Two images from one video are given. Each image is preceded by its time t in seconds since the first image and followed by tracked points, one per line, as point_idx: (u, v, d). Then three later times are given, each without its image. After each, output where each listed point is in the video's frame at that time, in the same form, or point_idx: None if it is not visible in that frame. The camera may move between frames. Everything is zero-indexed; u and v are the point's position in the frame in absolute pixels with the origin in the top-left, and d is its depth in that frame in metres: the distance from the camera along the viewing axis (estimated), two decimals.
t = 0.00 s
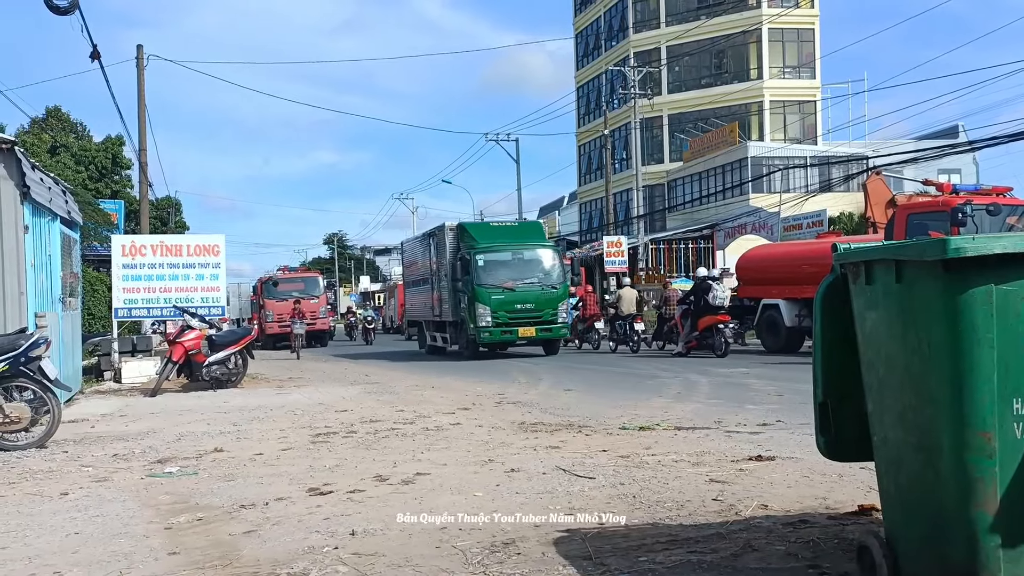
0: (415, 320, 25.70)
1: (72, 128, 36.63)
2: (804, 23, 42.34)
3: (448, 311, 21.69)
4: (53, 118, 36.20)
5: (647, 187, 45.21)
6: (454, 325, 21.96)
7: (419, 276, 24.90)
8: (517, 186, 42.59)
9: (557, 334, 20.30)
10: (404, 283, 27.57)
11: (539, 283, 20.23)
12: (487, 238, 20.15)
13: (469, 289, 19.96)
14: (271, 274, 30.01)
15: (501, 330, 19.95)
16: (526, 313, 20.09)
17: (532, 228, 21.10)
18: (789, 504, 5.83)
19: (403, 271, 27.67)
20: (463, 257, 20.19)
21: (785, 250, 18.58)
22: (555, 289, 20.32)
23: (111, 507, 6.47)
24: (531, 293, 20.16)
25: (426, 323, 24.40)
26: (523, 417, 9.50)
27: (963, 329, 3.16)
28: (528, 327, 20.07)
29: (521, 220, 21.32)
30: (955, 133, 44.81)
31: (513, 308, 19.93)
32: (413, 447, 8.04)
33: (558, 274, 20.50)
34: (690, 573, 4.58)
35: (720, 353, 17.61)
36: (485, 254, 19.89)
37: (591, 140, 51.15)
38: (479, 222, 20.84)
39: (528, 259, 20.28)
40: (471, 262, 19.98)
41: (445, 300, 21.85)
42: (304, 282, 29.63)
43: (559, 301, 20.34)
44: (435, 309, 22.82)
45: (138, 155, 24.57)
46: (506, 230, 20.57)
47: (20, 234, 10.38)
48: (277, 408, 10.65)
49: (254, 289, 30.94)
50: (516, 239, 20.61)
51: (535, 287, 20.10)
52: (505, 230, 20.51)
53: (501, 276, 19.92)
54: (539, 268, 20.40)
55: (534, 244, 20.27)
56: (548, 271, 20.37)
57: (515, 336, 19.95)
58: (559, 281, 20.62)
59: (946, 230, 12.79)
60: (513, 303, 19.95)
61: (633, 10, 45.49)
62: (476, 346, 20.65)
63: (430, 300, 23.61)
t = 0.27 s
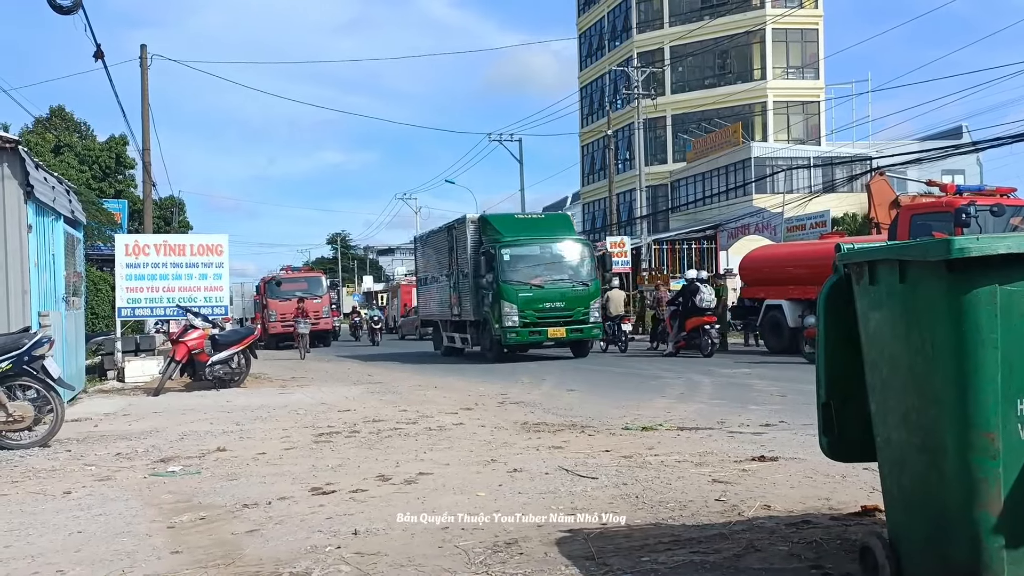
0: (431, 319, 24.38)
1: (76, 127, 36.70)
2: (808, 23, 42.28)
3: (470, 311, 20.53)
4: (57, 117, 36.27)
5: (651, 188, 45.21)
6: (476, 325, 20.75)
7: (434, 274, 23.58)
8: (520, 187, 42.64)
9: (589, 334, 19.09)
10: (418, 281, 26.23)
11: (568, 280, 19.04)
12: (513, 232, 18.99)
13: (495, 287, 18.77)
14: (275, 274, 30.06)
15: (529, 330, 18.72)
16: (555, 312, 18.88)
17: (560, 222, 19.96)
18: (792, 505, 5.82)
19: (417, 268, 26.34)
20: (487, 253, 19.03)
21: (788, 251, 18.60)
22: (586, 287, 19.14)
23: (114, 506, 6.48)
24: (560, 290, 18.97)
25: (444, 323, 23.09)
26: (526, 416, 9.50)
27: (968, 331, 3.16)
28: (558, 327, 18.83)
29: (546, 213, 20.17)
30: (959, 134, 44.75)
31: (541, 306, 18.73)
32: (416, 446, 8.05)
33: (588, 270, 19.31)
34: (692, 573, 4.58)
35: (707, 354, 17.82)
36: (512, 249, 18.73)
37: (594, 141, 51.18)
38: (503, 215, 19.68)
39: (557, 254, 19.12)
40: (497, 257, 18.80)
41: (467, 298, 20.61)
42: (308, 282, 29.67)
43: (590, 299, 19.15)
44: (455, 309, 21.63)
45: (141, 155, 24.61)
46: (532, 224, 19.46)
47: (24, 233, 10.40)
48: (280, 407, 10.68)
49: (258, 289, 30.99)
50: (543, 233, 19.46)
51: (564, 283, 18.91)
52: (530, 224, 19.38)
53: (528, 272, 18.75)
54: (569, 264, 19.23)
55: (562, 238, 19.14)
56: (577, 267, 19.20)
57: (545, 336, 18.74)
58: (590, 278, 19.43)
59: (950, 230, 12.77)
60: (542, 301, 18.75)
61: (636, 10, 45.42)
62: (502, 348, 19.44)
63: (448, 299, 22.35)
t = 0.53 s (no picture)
0: (446, 317, 22.84)
1: (78, 126, 36.68)
2: (809, 24, 42.31)
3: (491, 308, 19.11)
4: (58, 115, 36.26)
5: (651, 188, 45.21)
6: (499, 324, 19.24)
7: (450, 268, 22.06)
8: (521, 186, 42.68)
9: (626, 335, 17.55)
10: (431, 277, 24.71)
11: (604, 275, 17.51)
12: (543, 223, 17.55)
13: (524, 282, 17.28)
14: (275, 273, 30.07)
15: (562, 330, 17.21)
16: (589, 311, 17.33)
17: (591, 213, 18.48)
18: (792, 505, 5.82)
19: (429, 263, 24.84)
20: (516, 245, 17.56)
21: (789, 251, 18.63)
22: (623, 283, 17.60)
23: (115, 504, 6.48)
24: (594, 287, 17.49)
25: (462, 321, 21.52)
26: (527, 416, 9.51)
27: (969, 331, 3.16)
28: (592, 327, 17.30)
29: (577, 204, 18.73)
30: (960, 134, 44.74)
31: (575, 303, 17.21)
32: (416, 446, 8.06)
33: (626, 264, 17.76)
34: (693, 573, 4.58)
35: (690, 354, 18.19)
36: (542, 241, 17.29)
37: (595, 141, 51.20)
38: (530, 205, 18.26)
39: (590, 247, 17.66)
40: (527, 249, 17.31)
41: (489, 294, 19.10)
42: (308, 281, 29.67)
43: (627, 297, 17.64)
44: (474, 307, 20.21)
45: (143, 154, 24.59)
46: (563, 214, 17.98)
47: (25, 231, 10.40)
48: (280, 406, 10.68)
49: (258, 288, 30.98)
50: (576, 223, 17.95)
51: (600, 279, 17.38)
52: (561, 213, 17.90)
53: (559, 266, 17.27)
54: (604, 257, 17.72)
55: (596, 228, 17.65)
56: (614, 261, 17.66)
57: (578, 337, 17.22)
58: (628, 273, 17.87)
59: (951, 231, 12.75)
60: (575, 298, 17.23)
61: (638, 10, 45.36)
62: (530, 349, 17.92)
63: (467, 295, 20.82)
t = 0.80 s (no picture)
0: (465, 316, 21.50)
1: (78, 125, 36.67)
2: (808, 25, 42.40)
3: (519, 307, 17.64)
4: (58, 115, 36.22)
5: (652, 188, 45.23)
6: (527, 323, 17.89)
7: (470, 264, 20.71)
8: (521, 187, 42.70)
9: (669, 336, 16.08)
10: (447, 273, 23.32)
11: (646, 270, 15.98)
12: (578, 213, 16.06)
13: (559, 279, 15.76)
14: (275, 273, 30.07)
15: (600, 331, 15.70)
16: (630, 309, 15.79)
17: (628, 202, 16.97)
18: (792, 506, 5.83)
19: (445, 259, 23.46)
20: (549, 237, 16.02)
21: (789, 252, 18.66)
22: (666, 278, 16.05)
23: (113, 503, 6.47)
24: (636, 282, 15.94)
25: (484, 320, 20.18)
26: (527, 416, 9.51)
27: (968, 333, 3.16)
28: (633, 328, 15.80)
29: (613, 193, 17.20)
30: (960, 136, 44.75)
31: (614, 302, 15.69)
32: (414, 446, 8.06)
33: (669, 259, 16.21)
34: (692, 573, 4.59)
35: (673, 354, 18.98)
36: (578, 232, 15.78)
37: (596, 141, 51.21)
38: (563, 194, 16.76)
39: (630, 240, 16.14)
40: (561, 242, 15.78)
41: (515, 291, 17.72)
42: (308, 281, 29.67)
43: (670, 294, 16.12)
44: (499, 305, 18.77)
45: (142, 153, 24.58)
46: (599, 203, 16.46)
47: (24, 230, 10.39)
48: (280, 405, 10.68)
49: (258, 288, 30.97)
50: (613, 213, 16.42)
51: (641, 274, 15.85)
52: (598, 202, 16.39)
53: (597, 261, 15.75)
54: (646, 251, 16.18)
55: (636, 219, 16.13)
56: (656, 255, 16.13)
57: (617, 339, 15.74)
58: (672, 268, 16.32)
59: (951, 232, 12.76)
60: (615, 295, 15.70)
61: (638, 11, 45.32)
62: (563, 351, 16.50)
63: (489, 292, 19.42)
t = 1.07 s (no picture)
0: (485, 316, 19.87)
1: (77, 125, 36.67)
2: (808, 26, 42.48)
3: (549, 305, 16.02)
4: (57, 114, 36.19)
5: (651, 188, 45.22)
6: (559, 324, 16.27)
7: (491, 258, 19.06)
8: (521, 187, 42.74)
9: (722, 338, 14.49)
10: (463, 269, 21.67)
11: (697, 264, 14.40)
12: (618, 201, 14.55)
13: (600, 273, 14.19)
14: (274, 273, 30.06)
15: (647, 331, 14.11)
16: (680, 308, 14.19)
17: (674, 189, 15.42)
18: (791, 506, 5.83)
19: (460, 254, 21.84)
20: (589, 228, 14.47)
21: (789, 253, 18.72)
22: (718, 273, 14.49)
23: (111, 503, 6.46)
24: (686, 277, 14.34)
25: (507, 320, 18.54)
26: (526, 416, 9.52)
27: (967, 334, 3.16)
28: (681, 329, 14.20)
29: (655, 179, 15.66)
30: (959, 137, 44.81)
31: (663, 299, 14.10)
32: (413, 446, 8.06)
33: (721, 252, 14.67)
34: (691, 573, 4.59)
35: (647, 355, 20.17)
36: (621, 221, 14.23)
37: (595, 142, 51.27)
38: (601, 180, 15.23)
39: (676, 230, 14.57)
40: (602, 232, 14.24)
41: (546, 287, 16.08)
42: (307, 281, 29.64)
43: (723, 292, 14.55)
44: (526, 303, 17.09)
45: (142, 152, 24.56)
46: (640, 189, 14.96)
47: (23, 231, 10.39)
48: (279, 405, 10.69)
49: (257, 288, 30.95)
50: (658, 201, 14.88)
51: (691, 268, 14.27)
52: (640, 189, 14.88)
53: (642, 254, 14.20)
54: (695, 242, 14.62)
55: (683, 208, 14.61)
56: (707, 248, 14.58)
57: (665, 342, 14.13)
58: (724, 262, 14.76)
59: (948, 232, 12.83)
60: (663, 292, 14.11)
61: (638, 11, 45.28)
62: (603, 353, 14.93)
63: (514, 289, 17.76)
